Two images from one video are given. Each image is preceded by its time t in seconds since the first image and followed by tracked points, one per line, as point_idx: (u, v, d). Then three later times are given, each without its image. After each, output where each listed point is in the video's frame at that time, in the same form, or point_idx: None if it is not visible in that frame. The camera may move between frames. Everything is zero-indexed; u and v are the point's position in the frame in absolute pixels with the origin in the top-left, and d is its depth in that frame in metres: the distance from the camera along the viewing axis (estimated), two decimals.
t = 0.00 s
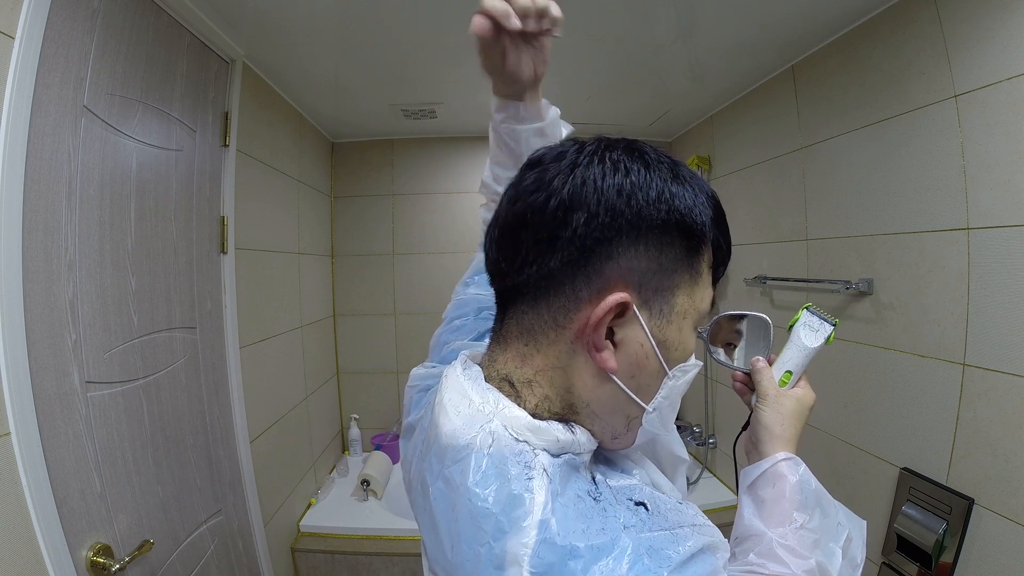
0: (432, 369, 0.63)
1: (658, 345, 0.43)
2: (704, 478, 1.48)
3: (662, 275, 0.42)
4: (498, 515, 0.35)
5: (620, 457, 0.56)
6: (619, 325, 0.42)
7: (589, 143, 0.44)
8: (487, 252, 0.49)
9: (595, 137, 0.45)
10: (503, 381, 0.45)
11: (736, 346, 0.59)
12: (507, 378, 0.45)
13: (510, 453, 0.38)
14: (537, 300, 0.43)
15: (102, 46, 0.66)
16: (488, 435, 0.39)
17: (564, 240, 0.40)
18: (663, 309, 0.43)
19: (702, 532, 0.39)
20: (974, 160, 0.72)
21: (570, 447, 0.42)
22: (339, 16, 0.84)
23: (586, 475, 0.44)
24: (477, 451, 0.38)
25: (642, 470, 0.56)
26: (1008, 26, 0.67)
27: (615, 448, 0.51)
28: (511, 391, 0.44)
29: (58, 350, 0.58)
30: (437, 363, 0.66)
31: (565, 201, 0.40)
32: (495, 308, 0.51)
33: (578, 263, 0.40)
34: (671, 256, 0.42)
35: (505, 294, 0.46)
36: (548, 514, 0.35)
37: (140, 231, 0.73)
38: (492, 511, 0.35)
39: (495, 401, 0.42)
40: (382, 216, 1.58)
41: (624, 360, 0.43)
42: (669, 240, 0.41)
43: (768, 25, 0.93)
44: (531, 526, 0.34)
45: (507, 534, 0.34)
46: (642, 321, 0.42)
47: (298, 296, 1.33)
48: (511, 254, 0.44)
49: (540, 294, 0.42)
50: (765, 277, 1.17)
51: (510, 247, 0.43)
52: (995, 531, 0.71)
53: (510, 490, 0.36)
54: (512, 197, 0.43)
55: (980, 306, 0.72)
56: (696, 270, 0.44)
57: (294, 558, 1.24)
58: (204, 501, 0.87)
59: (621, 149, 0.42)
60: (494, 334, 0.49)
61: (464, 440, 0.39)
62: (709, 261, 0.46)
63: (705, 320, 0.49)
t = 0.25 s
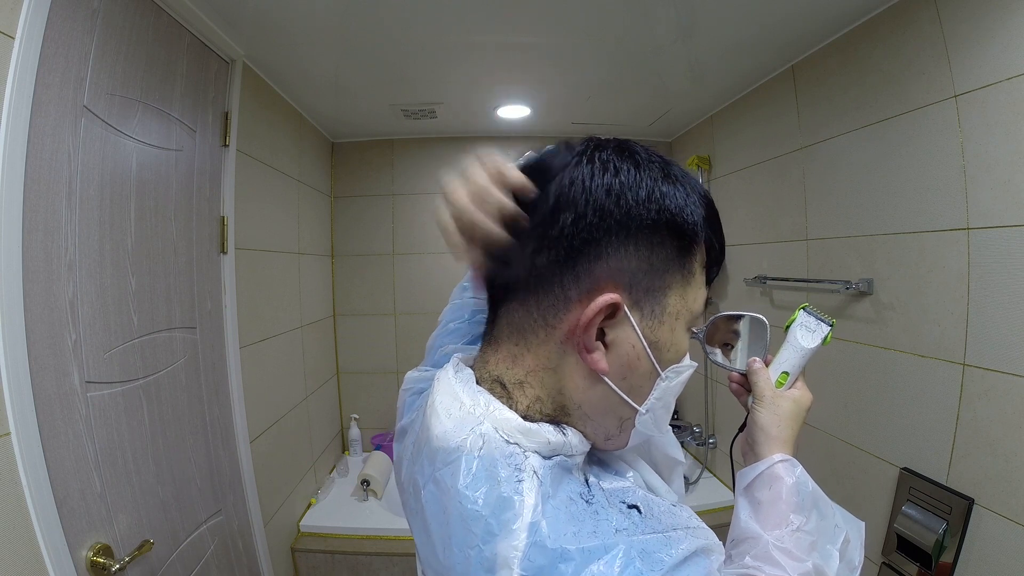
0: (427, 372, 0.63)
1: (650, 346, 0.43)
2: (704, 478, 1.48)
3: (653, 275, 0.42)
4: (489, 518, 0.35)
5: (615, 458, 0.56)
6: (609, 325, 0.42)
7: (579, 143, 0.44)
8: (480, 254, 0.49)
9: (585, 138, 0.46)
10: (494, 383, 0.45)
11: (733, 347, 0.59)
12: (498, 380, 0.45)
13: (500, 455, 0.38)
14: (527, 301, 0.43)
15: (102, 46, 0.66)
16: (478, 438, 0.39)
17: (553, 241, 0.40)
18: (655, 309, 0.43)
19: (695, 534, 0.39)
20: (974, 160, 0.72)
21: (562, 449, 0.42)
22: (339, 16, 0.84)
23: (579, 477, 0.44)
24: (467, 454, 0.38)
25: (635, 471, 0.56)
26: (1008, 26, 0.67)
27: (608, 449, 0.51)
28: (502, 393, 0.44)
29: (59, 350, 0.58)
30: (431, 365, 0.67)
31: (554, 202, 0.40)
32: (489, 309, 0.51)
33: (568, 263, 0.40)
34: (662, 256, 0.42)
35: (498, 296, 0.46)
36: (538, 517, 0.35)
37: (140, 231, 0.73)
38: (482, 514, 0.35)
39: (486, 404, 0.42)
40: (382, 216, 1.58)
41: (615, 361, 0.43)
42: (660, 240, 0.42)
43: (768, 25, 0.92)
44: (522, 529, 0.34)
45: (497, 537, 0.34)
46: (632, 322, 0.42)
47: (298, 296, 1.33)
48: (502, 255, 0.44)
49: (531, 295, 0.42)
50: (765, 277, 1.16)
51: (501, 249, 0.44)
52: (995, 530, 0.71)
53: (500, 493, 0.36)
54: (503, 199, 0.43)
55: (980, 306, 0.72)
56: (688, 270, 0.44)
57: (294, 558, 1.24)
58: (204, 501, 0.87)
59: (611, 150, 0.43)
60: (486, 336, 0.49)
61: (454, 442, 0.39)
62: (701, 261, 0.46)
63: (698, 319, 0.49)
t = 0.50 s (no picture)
0: (424, 373, 0.64)
1: (646, 349, 0.43)
2: (704, 478, 1.49)
3: (650, 277, 0.42)
4: (484, 520, 0.35)
5: (613, 459, 0.56)
6: (606, 329, 0.42)
7: (574, 142, 0.44)
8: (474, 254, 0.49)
9: (581, 137, 0.45)
10: (490, 386, 0.45)
11: (734, 348, 0.59)
12: (494, 384, 0.45)
13: (495, 457, 0.38)
14: (523, 305, 0.43)
15: (102, 46, 0.66)
16: (473, 439, 0.39)
17: (549, 244, 0.40)
18: (652, 311, 0.43)
19: (690, 535, 0.39)
20: (974, 160, 0.72)
21: (558, 451, 0.42)
22: (339, 16, 0.84)
23: (575, 479, 0.44)
24: (462, 456, 0.38)
25: (632, 472, 0.56)
26: (1008, 26, 0.67)
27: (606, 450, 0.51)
28: (498, 397, 0.44)
29: (58, 350, 0.58)
30: (429, 367, 0.67)
31: (549, 204, 0.39)
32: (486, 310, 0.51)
33: (563, 266, 0.40)
34: (659, 257, 0.42)
35: (494, 298, 0.46)
36: (534, 519, 0.35)
37: (140, 231, 0.73)
38: (478, 516, 0.35)
39: (481, 406, 0.42)
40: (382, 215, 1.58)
41: (610, 363, 0.43)
42: (656, 241, 0.41)
43: (769, 25, 0.92)
44: (517, 531, 0.34)
45: (493, 538, 0.34)
46: (629, 326, 0.42)
47: (298, 296, 1.33)
48: (497, 256, 0.44)
49: (527, 299, 0.42)
50: (765, 277, 1.16)
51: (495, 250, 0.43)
52: (994, 530, 0.71)
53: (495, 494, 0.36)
54: (498, 200, 0.43)
55: (980, 306, 0.72)
56: (685, 270, 0.44)
57: (294, 558, 1.24)
58: (204, 502, 0.87)
59: (607, 149, 0.42)
60: (483, 338, 0.49)
61: (450, 444, 0.39)
62: (699, 261, 0.46)
63: (696, 320, 0.49)
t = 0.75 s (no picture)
0: (427, 370, 0.63)
1: (647, 347, 0.44)
2: (704, 478, 1.49)
3: (651, 277, 0.42)
4: (484, 512, 0.35)
5: (611, 458, 0.56)
6: (608, 326, 0.42)
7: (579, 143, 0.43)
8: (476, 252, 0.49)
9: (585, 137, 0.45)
10: (492, 380, 0.45)
11: (733, 351, 0.59)
12: (496, 378, 0.45)
13: (497, 450, 0.38)
14: (525, 301, 0.43)
15: (101, 46, 0.66)
16: (475, 433, 0.39)
17: (550, 242, 0.40)
18: (652, 311, 0.43)
19: (689, 532, 0.39)
20: (974, 160, 0.72)
21: (558, 446, 0.42)
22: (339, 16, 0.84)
23: (574, 474, 0.44)
24: (464, 449, 0.38)
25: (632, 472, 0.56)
26: (1008, 26, 0.67)
27: (604, 447, 0.51)
28: (500, 391, 0.44)
29: (58, 350, 0.58)
30: (433, 364, 0.67)
31: (552, 202, 0.39)
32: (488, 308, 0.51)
33: (565, 264, 0.40)
34: (660, 258, 0.42)
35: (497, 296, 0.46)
36: (534, 512, 0.35)
37: (140, 231, 0.73)
38: (478, 508, 0.35)
39: (483, 400, 0.42)
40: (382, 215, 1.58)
41: (612, 361, 0.43)
42: (658, 242, 0.41)
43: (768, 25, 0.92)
44: (517, 524, 0.34)
45: (493, 531, 0.34)
46: (631, 323, 0.42)
47: (298, 296, 1.33)
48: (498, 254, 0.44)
49: (529, 296, 0.43)
50: (765, 277, 1.16)
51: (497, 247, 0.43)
52: (994, 530, 0.71)
53: (496, 487, 0.36)
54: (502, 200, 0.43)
55: (980, 306, 0.72)
56: (685, 272, 0.44)
57: (294, 558, 1.24)
58: (204, 501, 0.87)
59: (610, 150, 0.42)
60: (485, 335, 0.49)
61: (452, 437, 0.39)
62: (698, 263, 0.46)
63: (696, 320, 0.49)
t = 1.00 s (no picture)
0: (431, 371, 0.63)
1: (657, 351, 0.44)
2: (704, 478, 1.49)
3: (663, 281, 0.42)
4: (495, 519, 0.35)
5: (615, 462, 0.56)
6: (620, 332, 0.42)
7: (592, 144, 0.43)
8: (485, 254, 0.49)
9: (597, 138, 0.45)
10: (500, 386, 0.45)
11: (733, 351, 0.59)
12: (503, 383, 0.45)
13: (506, 456, 0.38)
14: (536, 306, 0.43)
15: (102, 46, 0.66)
16: (484, 439, 0.39)
17: (563, 246, 0.40)
18: (662, 315, 0.43)
19: (696, 537, 0.39)
20: (974, 160, 0.72)
21: (564, 451, 0.42)
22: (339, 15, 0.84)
23: (582, 479, 0.44)
24: (473, 455, 0.38)
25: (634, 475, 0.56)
26: (1009, 26, 0.68)
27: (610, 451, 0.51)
28: (508, 396, 0.44)
29: (58, 350, 0.58)
30: (436, 364, 0.66)
31: (565, 205, 0.39)
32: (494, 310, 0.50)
33: (577, 268, 0.40)
34: (671, 261, 0.42)
35: (506, 298, 0.46)
36: (544, 519, 0.35)
37: (140, 231, 0.73)
38: (488, 515, 0.35)
39: (491, 405, 0.42)
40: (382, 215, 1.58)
41: (621, 366, 0.43)
42: (669, 246, 0.41)
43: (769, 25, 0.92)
44: (528, 531, 0.34)
45: (504, 538, 0.34)
46: (642, 329, 0.42)
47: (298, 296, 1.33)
48: (509, 257, 0.43)
49: (540, 300, 0.42)
50: (765, 277, 1.08)
51: (508, 250, 0.43)
52: (995, 530, 0.71)
53: (506, 494, 0.36)
54: (513, 200, 0.42)
55: (980, 306, 0.72)
56: (696, 275, 0.44)
57: (294, 558, 1.24)
58: (204, 501, 0.87)
59: (623, 153, 0.42)
60: (493, 337, 0.49)
61: (460, 443, 0.39)
62: (708, 265, 0.46)
63: (702, 324, 0.49)
